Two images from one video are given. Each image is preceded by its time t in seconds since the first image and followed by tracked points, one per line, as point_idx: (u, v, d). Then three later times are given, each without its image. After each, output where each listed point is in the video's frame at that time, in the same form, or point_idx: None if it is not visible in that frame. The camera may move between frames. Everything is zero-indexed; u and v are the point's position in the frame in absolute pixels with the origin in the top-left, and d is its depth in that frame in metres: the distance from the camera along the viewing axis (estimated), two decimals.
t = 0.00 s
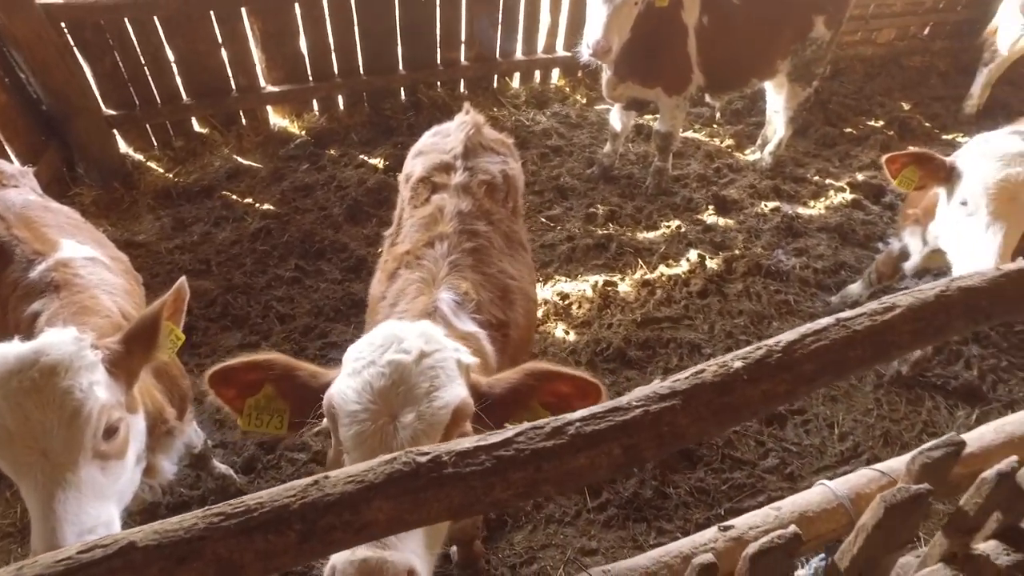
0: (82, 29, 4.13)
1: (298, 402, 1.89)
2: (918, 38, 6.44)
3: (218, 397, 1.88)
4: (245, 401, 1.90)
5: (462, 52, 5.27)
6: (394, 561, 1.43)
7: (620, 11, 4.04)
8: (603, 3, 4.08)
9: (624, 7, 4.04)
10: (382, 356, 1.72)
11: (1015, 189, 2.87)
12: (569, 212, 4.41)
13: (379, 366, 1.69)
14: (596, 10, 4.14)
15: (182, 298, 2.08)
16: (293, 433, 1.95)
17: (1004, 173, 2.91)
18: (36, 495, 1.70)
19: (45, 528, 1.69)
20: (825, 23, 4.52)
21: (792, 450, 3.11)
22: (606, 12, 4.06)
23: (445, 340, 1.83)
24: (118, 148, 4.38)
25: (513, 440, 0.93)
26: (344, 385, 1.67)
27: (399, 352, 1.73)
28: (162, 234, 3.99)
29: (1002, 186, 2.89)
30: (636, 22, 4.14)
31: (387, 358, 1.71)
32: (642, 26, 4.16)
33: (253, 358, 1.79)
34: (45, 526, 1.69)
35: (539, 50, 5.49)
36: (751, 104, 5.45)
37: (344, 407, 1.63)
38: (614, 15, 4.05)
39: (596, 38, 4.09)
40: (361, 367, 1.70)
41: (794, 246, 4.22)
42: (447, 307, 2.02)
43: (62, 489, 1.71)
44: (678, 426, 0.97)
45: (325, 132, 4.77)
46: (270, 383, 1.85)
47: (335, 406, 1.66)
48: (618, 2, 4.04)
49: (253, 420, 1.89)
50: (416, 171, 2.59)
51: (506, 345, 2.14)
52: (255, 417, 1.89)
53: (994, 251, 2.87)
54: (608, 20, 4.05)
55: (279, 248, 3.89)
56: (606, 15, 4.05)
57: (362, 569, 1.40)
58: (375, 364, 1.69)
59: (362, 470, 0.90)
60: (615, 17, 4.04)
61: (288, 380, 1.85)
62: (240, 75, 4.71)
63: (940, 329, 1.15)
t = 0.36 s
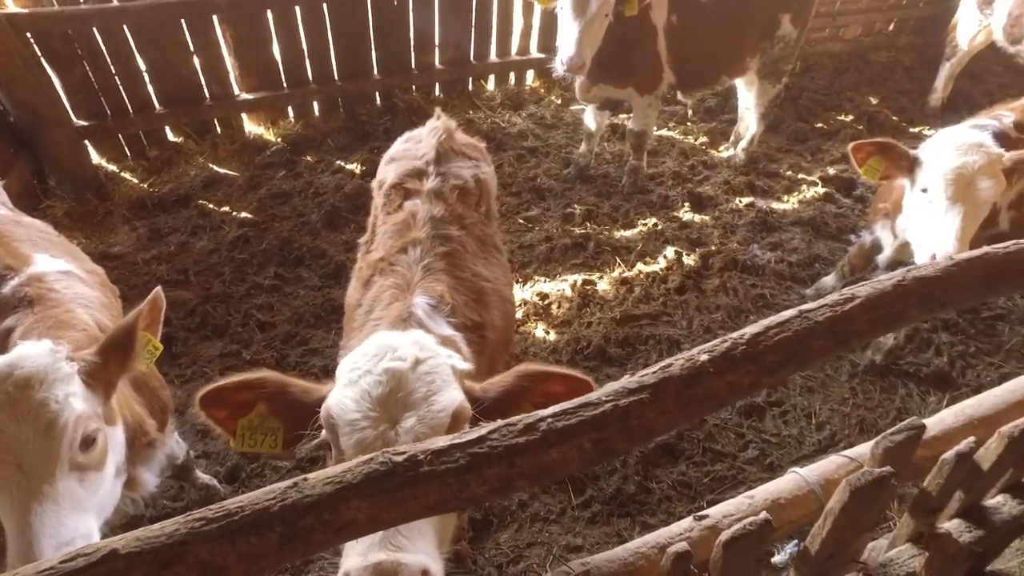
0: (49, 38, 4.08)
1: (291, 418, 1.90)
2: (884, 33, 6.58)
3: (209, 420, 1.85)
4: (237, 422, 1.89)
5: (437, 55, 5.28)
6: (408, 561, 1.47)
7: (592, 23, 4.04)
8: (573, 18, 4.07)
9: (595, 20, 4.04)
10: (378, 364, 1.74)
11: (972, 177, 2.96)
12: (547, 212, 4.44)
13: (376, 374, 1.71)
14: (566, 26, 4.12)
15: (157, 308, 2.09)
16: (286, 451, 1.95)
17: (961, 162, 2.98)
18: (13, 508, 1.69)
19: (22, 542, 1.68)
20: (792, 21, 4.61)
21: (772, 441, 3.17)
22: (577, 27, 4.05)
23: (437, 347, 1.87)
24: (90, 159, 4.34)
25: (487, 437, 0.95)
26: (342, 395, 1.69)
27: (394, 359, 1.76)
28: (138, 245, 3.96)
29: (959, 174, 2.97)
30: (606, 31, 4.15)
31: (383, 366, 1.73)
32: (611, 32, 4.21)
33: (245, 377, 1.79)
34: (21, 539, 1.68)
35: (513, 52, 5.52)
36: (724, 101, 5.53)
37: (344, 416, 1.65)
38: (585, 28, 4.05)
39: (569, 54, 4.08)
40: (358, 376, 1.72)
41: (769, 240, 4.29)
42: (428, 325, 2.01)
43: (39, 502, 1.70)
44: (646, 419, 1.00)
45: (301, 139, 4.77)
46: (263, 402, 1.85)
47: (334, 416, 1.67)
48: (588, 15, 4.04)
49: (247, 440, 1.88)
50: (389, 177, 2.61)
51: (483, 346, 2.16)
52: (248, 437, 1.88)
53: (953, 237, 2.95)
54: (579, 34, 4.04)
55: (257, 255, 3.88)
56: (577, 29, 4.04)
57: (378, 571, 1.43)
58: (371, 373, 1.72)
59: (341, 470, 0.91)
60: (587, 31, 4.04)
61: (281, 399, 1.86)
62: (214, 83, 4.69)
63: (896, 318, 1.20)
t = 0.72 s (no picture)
0: (20, 53, 4.04)
1: (309, 428, 1.80)
2: (852, 35, 6.71)
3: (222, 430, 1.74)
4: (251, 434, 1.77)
5: (413, 64, 5.30)
6: (456, 557, 1.45)
7: (567, 30, 4.05)
8: (550, 27, 4.06)
9: (571, 28, 4.05)
10: (399, 369, 1.75)
11: (937, 172, 3.04)
12: (527, 218, 4.47)
13: (400, 379, 1.72)
14: (543, 35, 4.12)
15: (129, 320, 2.10)
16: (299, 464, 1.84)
17: (925, 157, 3.07)
18: None
19: None
20: (761, 24, 4.71)
21: (753, 438, 3.21)
22: (553, 34, 4.05)
23: (453, 352, 1.90)
24: (64, 175, 4.29)
25: (464, 441, 0.96)
26: (368, 400, 1.68)
27: (414, 364, 1.78)
28: (116, 260, 3.93)
29: (924, 169, 3.05)
30: (581, 39, 4.16)
31: (405, 371, 1.74)
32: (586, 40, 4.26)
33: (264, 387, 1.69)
34: None
35: (489, 59, 5.55)
36: (699, 104, 5.60)
37: (373, 421, 1.64)
38: (562, 36, 4.05)
39: (547, 62, 4.08)
40: (381, 382, 1.72)
41: (747, 240, 4.35)
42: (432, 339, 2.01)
43: (12, 519, 1.69)
44: (620, 419, 1.02)
45: (279, 150, 4.76)
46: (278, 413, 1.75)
47: (361, 422, 1.65)
48: (564, 23, 4.06)
49: (261, 451, 1.76)
50: (367, 188, 2.63)
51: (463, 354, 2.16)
52: (263, 449, 1.76)
53: (920, 231, 3.02)
54: (555, 41, 4.04)
55: (237, 268, 3.87)
56: (553, 37, 4.04)
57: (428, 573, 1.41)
58: (394, 378, 1.73)
59: (320, 477, 0.92)
60: (563, 39, 4.04)
61: (298, 410, 1.76)
62: (189, 95, 4.67)
63: (862, 313, 1.24)
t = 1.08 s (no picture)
0: None
1: (309, 449, 1.73)
2: (823, 42, 6.84)
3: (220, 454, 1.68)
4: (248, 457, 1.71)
5: (392, 77, 5.32)
6: (461, 564, 1.43)
7: (551, 58, 4.10)
8: (535, 54, 4.09)
9: (554, 56, 4.10)
10: (395, 385, 1.75)
11: (903, 175, 3.11)
12: (507, 228, 4.49)
13: (397, 394, 1.72)
14: (525, 63, 4.16)
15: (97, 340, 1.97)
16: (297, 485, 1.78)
17: (892, 161, 3.14)
18: None
19: None
20: (733, 35, 4.81)
21: (736, 441, 3.24)
22: (536, 63, 4.09)
23: (447, 366, 1.90)
24: (39, 194, 4.25)
25: (439, 451, 0.98)
26: (366, 417, 1.67)
27: (410, 380, 1.78)
28: (93, 279, 3.89)
29: (891, 173, 3.12)
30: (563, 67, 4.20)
31: (401, 386, 1.75)
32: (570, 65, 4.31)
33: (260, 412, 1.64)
34: None
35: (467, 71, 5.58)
36: (676, 111, 5.67)
37: (372, 437, 1.63)
38: (545, 65, 4.09)
39: (530, 89, 4.11)
40: (378, 399, 1.72)
41: (726, 245, 4.41)
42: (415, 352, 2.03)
43: None
44: (592, 426, 1.04)
45: (258, 165, 4.75)
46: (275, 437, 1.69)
47: (360, 439, 1.64)
48: (547, 51, 4.10)
49: (259, 475, 1.70)
50: (342, 204, 2.65)
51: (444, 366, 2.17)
52: (260, 472, 1.71)
53: (891, 232, 3.08)
54: (538, 70, 4.08)
55: (218, 284, 3.85)
56: (536, 65, 4.08)
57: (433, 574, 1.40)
58: (391, 394, 1.73)
59: (297, 492, 0.93)
60: (546, 67, 4.08)
61: (295, 433, 1.71)
62: (166, 111, 4.65)
63: (828, 315, 1.27)
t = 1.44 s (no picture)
0: None
1: (295, 471, 1.71)
2: (797, 52, 6.97)
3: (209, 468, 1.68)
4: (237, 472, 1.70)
5: (371, 93, 5.34)
6: None
7: (566, 106, 3.89)
8: (547, 105, 3.87)
9: (568, 105, 3.89)
10: (377, 407, 1.76)
11: (873, 182, 3.17)
12: (489, 241, 4.51)
13: (378, 417, 1.73)
14: (538, 114, 3.93)
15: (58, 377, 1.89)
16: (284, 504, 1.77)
17: (863, 171, 3.20)
18: None
19: None
20: (711, 50, 4.90)
21: (721, 449, 3.27)
22: (549, 112, 3.87)
23: (429, 388, 1.91)
24: (15, 216, 4.20)
25: (416, 467, 0.98)
26: (347, 439, 1.67)
27: (391, 401, 1.79)
28: (72, 300, 3.85)
29: (861, 181, 3.18)
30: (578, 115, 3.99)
31: (383, 408, 1.75)
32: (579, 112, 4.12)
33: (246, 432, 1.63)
34: None
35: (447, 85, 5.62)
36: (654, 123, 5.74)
37: (353, 458, 1.63)
38: (560, 115, 3.88)
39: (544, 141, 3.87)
40: (360, 420, 1.72)
41: (706, 253, 4.46)
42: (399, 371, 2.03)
43: None
44: (568, 438, 1.06)
45: (239, 183, 4.73)
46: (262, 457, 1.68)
47: (341, 461, 1.64)
48: (561, 99, 3.89)
49: (246, 490, 1.70)
50: (319, 222, 2.66)
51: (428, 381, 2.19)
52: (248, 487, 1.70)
53: (860, 240, 3.13)
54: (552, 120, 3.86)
55: (199, 303, 3.82)
56: (551, 116, 3.86)
57: None
58: (372, 416, 1.74)
59: (274, 511, 0.93)
60: (560, 117, 3.87)
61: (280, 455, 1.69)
62: (145, 131, 4.63)
63: (799, 323, 1.30)
